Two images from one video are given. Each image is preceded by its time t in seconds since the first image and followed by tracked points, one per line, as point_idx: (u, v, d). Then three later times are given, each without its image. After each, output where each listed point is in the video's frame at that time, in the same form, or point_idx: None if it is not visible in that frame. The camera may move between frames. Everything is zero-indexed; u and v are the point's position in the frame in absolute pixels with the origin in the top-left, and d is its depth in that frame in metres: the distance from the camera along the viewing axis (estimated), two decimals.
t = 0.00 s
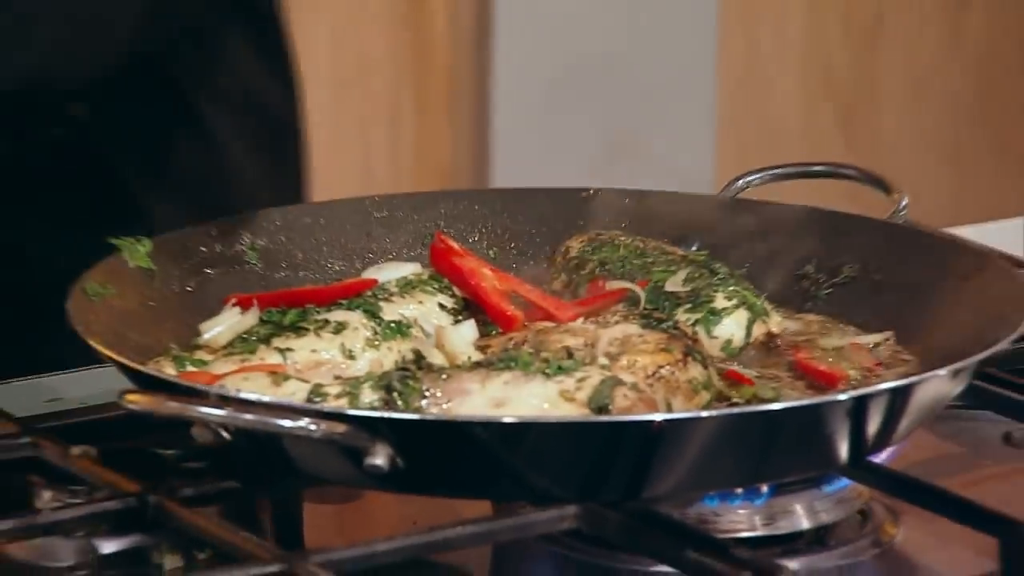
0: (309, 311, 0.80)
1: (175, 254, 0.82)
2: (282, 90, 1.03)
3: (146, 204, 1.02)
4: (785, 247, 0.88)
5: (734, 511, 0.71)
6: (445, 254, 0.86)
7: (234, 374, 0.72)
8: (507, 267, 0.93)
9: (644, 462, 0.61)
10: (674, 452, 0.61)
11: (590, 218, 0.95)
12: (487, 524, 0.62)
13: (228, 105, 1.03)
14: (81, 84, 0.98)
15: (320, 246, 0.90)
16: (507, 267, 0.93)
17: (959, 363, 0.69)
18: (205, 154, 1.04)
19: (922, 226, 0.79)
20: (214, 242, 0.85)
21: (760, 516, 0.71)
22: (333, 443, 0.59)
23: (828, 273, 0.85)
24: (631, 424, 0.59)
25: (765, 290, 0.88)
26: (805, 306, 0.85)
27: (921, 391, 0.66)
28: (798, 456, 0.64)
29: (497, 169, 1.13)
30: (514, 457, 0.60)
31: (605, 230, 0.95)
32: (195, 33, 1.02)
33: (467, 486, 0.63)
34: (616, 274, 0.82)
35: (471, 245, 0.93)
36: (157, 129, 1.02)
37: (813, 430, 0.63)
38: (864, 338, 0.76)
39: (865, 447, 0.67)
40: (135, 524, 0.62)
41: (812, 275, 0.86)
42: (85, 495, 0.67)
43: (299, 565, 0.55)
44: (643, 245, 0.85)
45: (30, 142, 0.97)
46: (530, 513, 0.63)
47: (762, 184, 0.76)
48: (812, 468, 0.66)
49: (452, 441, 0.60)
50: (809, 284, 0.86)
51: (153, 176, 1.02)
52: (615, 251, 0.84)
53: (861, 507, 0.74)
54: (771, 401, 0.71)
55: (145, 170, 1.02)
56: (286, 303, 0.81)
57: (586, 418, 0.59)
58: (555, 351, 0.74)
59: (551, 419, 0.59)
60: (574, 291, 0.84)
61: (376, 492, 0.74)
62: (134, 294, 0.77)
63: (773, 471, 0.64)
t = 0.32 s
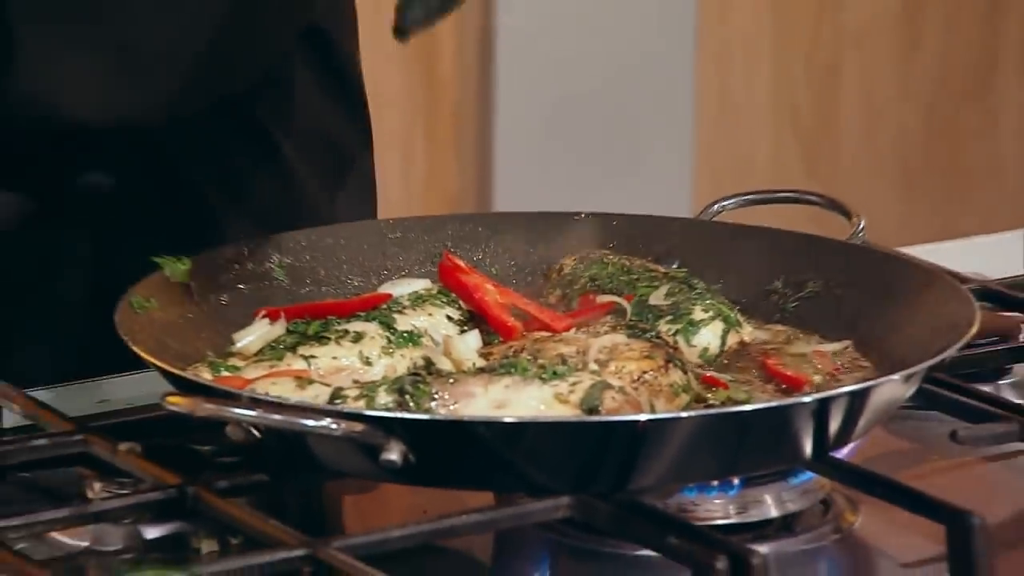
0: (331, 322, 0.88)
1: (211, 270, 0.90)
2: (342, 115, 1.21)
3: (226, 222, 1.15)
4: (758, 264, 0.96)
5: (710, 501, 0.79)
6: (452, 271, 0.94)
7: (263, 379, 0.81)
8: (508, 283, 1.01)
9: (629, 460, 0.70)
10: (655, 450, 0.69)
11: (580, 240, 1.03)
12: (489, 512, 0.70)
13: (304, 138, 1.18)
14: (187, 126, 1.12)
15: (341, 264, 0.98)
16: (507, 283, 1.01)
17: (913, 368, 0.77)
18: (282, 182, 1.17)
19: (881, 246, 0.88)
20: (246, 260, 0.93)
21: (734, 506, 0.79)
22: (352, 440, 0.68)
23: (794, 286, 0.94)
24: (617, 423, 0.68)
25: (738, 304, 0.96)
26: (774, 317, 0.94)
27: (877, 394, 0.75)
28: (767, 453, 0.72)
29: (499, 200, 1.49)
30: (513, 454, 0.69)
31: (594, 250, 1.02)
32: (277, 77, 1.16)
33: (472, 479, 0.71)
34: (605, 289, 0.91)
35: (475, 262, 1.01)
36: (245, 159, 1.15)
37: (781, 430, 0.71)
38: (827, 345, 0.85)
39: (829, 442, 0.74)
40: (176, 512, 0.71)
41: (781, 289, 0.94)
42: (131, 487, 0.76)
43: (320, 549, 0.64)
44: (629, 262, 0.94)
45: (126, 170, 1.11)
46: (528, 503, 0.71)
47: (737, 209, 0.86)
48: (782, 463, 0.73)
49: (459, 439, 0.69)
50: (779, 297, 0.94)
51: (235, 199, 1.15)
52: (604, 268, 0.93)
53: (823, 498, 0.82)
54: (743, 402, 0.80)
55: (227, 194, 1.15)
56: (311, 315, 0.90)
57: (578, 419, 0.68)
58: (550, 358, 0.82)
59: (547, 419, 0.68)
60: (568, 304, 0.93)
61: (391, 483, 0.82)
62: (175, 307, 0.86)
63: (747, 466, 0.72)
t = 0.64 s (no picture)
0: (337, 355, 0.89)
1: (218, 302, 0.91)
2: (341, 151, 1.20)
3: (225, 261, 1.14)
4: (760, 296, 0.97)
5: (713, 531, 0.80)
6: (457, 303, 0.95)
7: (269, 411, 0.81)
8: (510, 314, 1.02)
9: (633, 489, 0.70)
10: (658, 480, 0.70)
11: (583, 273, 1.04)
12: (493, 543, 0.70)
13: (306, 179, 1.18)
14: (186, 165, 1.11)
15: (347, 295, 0.99)
16: (510, 314, 1.02)
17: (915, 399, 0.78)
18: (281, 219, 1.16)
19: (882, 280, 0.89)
20: (252, 292, 0.94)
21: (737, 536, 0.80)
22: (356, 471, 0.69)
23: (794, 318, 0.94)
24: (621, 454, 0.68)
25: (740, 336, 0.97)
26: (775, 349, 0.95)
27: (877, 426, 0.75)
28: (769, 483, 0.72)
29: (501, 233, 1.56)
30: (517, 484, 0.70)
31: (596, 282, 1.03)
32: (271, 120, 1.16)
33: (477, 509, 0.72)
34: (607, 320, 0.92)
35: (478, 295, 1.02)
36: (239, 199, 1.14)
37: (783, 461, 0.72)
38: (828, 377, 0.85)
39: (830, 474, 0.75)
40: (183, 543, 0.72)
41: (782, 321, 0.95)
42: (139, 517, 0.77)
43: None
44: (631, 294, 0.95)
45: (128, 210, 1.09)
46: (532, 534, 0.71)
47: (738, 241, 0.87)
48: (784, 494, 0.74)
49: (463, 470, 0.69)
50: (781, 328, 0.95)
51: (235, 239, 1.14)
52: (606, 301, 0.94)
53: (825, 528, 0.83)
54: (745, 434, 0.80)
55: (227, 233, 1.14)
56: (316, 347, 0.91)
57: (581, 451, 0.68)
58: (554, 390, 0.83)
59: (549, 450, 0.69)
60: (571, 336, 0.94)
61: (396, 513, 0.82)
62: (181, 339, 0.87)
63: (750, 496, 0.72)
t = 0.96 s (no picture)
0: (338, 378, 0.89)
1: (220, 325, 0.91)
2: (329, 171, 1.22)
3: (214, 276, 1.16)
4: (761, 319, 0.97)
5: (715, 555, 0.80)
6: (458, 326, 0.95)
7: (271, 434, 0.81)
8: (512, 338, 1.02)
9: (635, 512, 0.70)
10: (661, 504, 0.70)
11: (584, 295, 1.04)
12: (495, 567, 0.71)
13: (295, 200, 1.20)
14: (178, 179, 1.13)
15: (348, 318, 0.99)
16: (512, 337, 1.02)
17: (917, 422, 0.78)
18: (271, 237, 1.18)
19: (884, 303, 0.89)
20: (254, 315, 0.94)
21: (738, 560, 0.80)
22: (357, 496, 0.69)
23: (795, 342, 0.94)
24: (623, 478, 0.68)
25: (741, 359, 0.97)
26: (777, 372, 0.95)
27: (879, 449, 0.75)
28: (772, 505, 0.72)
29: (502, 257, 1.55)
30: (519, 507, 0.70)
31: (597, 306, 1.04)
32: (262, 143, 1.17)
33: (478, 533, 0.72)
34: (608, 343, 0.92)
35: (481, 318, 1.02)
36: (230, 216, 1.17)
37: (784, 485, 0.72)
38: (830, 400, 0.85)
39: (831, 498, 0.75)
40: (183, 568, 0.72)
41: (783, 344, 0.95)
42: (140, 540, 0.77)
43: None
44: (632, 317, 0.95)
45: (119, 222, 1.12)
46: (532, 559, 0.72)
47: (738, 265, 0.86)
48: (785, 517, 0.74)
49: (464, 493, 0.69)
50: (782, 352, 0.95)
51: (224, 256, 1.17)
52: (606, 324, 0.94)
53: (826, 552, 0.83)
54: (747, 458, 0.80)
55: (218, 250, 1.16)
56: (318, 370, 0.91)
57: (583, 473, 0.68)
58: (555, 413, 0.83)
59: (550, 473, 0.69)
60: (572, 359, 0.94)
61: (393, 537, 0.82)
62: (183, 362, 0.87)
63: (751, 519, 0.72)
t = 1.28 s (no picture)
0: (341, 377, 0.91)
1: (225, 326, 0.94)
2: (330, 174, 1.24)
3: (215, 275, 1.19)
4: (754, 319, 0.99)
5: (708, 551, 0.82)
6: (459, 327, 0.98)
7: (275, 433, 0.84)
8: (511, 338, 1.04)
9: (631, 510, 0.72)
10: (655, 501, 0.72)
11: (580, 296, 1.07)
12: (493, 563, 0.73)
13: (295, 202, 1.23)
14: (183, 189, 1.15)
15: (351, 319, 1.01)
16: (511, 337, 1.04)
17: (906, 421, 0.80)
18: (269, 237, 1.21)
19: (872, 305, 0.91)
20: (259, 316, 0.96)
21: (731, 555, 0.82)
22: (360, 493, 0.71)
23: (787, 342, 0.96)
24: (617, 476, 0.70)
25: (734, 359, 0.99)
26: (769, 371, 0.97)
27: (868, 447, 0.77)
28: (763, 502, 0.74)
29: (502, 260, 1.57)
30: (517, 505, 0.72)
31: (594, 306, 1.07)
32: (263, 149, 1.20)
33: (478, 530, 0.74)
34: (605, 343, 0.94)
35: (481, 318, 1.04)
36: (228, 218, 1.19)
37: (775, 482, 0.74)
38: (820, 399, 0.88)
39: (821, 495, 0.77)
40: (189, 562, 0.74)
41: (776, 344, 0.97)
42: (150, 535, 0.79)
43: None
44: (628, 319, 0.97)
45: (128, 230, 1.14)
46: (530, 555, 0.75)
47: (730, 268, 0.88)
48: (777, 513, 0.76)
49: (465, 490, 0.72)
50: (774, 351, 0.97)
51: (227, 257, 1.19)
52: (603, 325, 0.96)
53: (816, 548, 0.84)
54: (740, 456, 0.82)
55: (219, 250, 1.19)
56: (322, 371, 0.93)
57: (578, 473, 0.71)
58: (553, 412, 0.85)
59: (547, 472, 0.71)
60: (569, 359, 0.96)
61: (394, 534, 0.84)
62: (191, 363, 0.89)
63: (743, 515, 0.74)
